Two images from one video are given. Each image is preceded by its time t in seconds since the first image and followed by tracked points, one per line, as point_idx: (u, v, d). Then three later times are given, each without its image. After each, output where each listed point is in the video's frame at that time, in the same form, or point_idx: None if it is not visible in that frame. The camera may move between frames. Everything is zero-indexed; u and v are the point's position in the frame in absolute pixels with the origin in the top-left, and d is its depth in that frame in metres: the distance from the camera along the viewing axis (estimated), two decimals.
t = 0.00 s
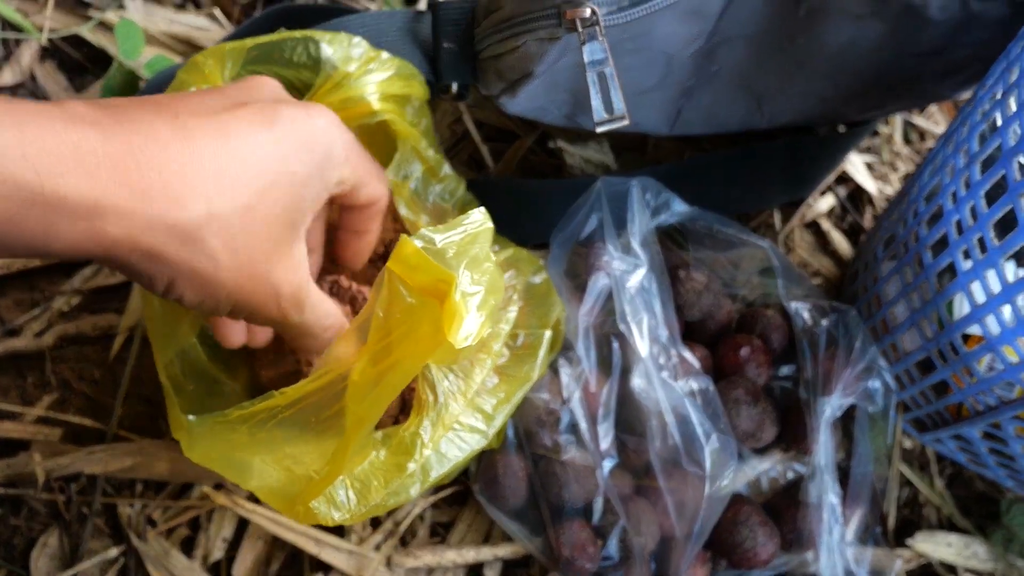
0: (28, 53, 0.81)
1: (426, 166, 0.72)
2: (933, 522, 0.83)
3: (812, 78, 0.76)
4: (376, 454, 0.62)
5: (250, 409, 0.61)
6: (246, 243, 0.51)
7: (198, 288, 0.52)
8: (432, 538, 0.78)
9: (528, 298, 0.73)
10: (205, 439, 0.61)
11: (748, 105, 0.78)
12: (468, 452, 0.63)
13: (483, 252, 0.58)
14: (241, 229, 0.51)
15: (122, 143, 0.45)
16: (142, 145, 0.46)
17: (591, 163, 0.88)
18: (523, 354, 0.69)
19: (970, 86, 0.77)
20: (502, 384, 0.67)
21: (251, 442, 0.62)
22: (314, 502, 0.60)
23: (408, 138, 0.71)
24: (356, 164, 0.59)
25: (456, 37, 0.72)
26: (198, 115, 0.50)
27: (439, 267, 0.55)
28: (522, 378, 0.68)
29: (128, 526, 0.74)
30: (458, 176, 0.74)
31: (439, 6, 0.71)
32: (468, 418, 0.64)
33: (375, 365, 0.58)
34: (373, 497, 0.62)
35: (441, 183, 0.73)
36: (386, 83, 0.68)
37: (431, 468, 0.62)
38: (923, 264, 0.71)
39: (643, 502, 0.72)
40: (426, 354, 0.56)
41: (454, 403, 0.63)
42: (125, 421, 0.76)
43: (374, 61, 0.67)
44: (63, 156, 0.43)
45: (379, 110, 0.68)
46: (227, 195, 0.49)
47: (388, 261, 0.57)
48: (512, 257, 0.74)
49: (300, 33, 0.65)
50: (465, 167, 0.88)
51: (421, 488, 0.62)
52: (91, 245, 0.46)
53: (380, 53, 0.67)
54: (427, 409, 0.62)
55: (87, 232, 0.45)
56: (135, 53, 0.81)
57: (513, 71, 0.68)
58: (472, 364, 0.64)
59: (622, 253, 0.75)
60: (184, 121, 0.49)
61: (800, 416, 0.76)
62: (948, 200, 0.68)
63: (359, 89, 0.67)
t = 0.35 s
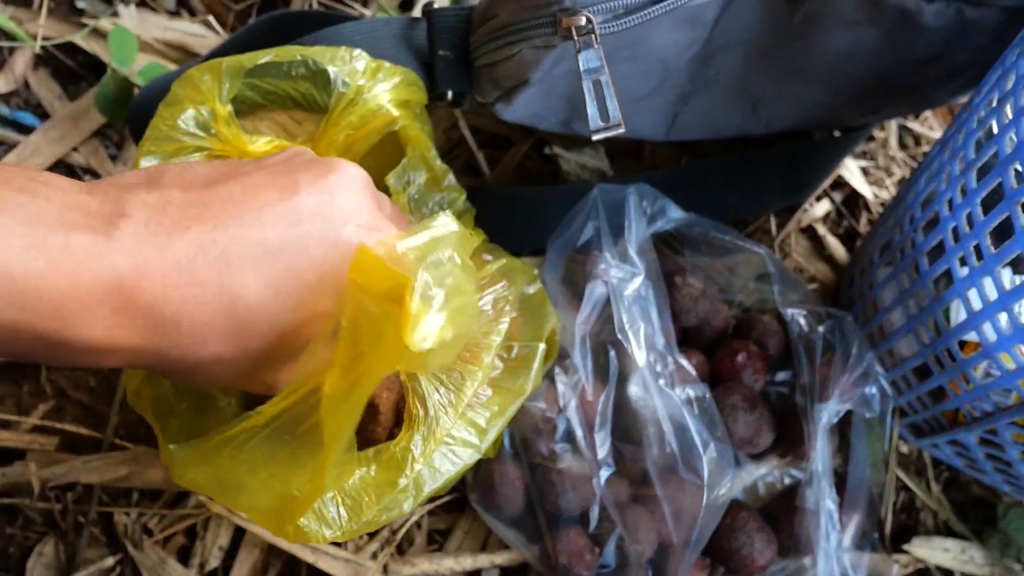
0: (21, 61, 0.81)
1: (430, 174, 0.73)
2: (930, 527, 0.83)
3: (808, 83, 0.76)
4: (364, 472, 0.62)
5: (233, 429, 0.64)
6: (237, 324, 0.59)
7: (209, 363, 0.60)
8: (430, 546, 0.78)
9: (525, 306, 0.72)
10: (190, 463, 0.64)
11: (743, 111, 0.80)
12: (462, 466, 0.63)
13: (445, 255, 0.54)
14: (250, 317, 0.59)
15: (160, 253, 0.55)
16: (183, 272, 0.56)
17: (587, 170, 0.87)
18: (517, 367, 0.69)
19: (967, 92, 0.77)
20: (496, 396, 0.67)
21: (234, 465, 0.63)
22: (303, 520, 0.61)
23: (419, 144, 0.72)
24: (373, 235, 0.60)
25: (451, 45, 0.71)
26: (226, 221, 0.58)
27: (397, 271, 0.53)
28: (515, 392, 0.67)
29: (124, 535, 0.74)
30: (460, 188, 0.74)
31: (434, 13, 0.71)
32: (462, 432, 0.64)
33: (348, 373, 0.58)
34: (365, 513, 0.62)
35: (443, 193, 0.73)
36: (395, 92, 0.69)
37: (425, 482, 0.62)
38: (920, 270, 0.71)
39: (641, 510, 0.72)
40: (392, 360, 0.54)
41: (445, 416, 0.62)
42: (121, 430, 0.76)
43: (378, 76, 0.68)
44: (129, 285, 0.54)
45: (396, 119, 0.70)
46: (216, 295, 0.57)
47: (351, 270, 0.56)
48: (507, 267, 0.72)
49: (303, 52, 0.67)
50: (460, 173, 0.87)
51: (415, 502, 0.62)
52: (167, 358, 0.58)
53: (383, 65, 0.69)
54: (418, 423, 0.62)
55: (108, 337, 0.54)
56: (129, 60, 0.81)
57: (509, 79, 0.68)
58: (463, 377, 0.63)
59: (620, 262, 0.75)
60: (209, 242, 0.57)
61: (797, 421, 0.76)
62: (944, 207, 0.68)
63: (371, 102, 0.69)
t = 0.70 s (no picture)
0: (24, 58, 0.81)
1: (419, 167, 0.72)
2: (926, 529, 0.83)
3: (807, 83, 0.77)
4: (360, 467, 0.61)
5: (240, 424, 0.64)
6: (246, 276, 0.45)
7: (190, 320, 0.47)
8: (427, 543, 0.78)
9: (519, 303, 0.73)
10: (191, 442, 0.63)
11: (741, 111, 0.80)
12: (455, 462, 0.63)
13: (468, 275, 0.63)
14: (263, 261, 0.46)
15: (182, 187, 0.41)
16: (211, 201, 0.42)
17: (586, 169, 0.87)
18: (509, 364, 0.69)
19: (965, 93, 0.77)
20: (489, 392, 0.67)
21: (231, 453, 0.63)
22: (297, 517, 0.60)
23: (403, 137, 0.70)
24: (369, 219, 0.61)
25: (451, 44, 0.72)
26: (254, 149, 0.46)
27: (427, 297, 0.62)
28: (509, 387, 0.68)
29: (122, 530, 0.74)
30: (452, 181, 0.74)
31: (433, 13, 0.72)
32: (454, 429, 0.64)
33: (361, 391, 0.64)
34: (357, 510, 0.61)
35: (433, 186, 0.73)
36: (383, 78, 0.68)
37: (415, 481, 0.62)
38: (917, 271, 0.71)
39: (637, 509, 0.72)
40: (411, 381, 0.62)
41: (437, 414, 0.61)
42: (120, 426, 0.77)
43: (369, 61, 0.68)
44: (172, 226, 0.40)
45: (374, 106, 0.68)
46: (251, 236, 0.44)
47: (376, 287, 0.64)
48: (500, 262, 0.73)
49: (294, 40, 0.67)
50: (459, 172, 0.88)
51: (406, 499, 0.62)
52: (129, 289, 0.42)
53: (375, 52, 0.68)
54: (409, 422, 0.61)
55: (69, 245, 0.38)
56: (130, 58, 0.81)
57: (508, 78, 0.68)
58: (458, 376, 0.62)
59: (619, 261, 0.76)
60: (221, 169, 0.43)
61: (794, 420, 0.76)
62: (941, 208, 0.68)
63: (353, 83, 0.67)
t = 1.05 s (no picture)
0: (31, 66, 0.82)
1: (421, 175, 0.73)
2: (926, 530, 0.84)
3: (805, 90, 0.77)
4: (373, 462, 0.64)
5: (249, 412, 0.64)
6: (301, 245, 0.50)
7: (225, 273, 0.46)
8: (430, 546, 0.79)
9: (525, 309, 0.73)
10: (202, 443, 0.63)
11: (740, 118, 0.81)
12: (464, 462, 0.64)
13: (474, 257, 0.52)
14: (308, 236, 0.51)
15: (200, 150, 0.41)
16: (257, 159, 0.44)
17: (586, 174, 0.88)
18: (520, 367, 0.70)
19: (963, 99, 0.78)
20: (499, 395, 0.68)
21: (243, 448, 0.63)
22: (309, 508, 0.61)
23: (400, 147, 0.72)
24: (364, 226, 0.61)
25: (454, 52, 0.73)
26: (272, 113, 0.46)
27: (425, 272, 0.51)
28: (518, 391, 0.69)
29: (128, 533, 0.74)
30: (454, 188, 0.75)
31: (436, 21, 0.73)
32: (465, 430, 0.65)
33: (368, 369, 0.58)
34: (369, 506, 0.63)
35: (435, 194, 0.74)
36: (382, 92, 0.69)
37: (427, 479, 0.64)
38: (915, 275, 0.72)
39: (639, 511, 0.72)
40: (414, 358, 0.54)
41: (451, 415, 0.64)
42: (126, 430, 0.77)
43: (370, 75, 0.68)
44: (195, 163, 0.41)
45: (371, 120, 0.69)
46: (268, 192, 0.45)
47: (380, 264, 0.54)
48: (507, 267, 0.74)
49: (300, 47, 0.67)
50: (462, 178, 0.89)
51: (416, 497, 0.64)
52: (96, 219, 0.39)
53: (378, 63, 0.69)
54: (424, 419, 0.64)
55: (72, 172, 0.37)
56: (136, 65, 0.81)
57: (509, 85, 0.69)
58: (470, 374, 0.65)
59: (619, 265, 0.76)
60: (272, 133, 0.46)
61: (795, 423, 0.77)
62: (938, 213, 0.68)
63: (352, 97, 0.68)
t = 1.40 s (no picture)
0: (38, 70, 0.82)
1: (425, 182, 0.73)
2: (932, 538, 0.84)
3: (812, 96, 0.77)
4: (377, 469, 0.64)
5: (253, 416, 0.62)
6: (273, 179, 0.52)
7: (215, 203, 0.48)
8: (434, 551, 0.79)
9: (533, 316, 0.73)
10: (209, 446, 0.62)
11: (747, 123, 0.81)
12: (468, 468, 0.65)
13: (481, 263, 0.54)
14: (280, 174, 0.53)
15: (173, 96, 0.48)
16: (197, 103, 0.49)
17: (593, 180, 0.87)
18: (525, 374, 0.70)
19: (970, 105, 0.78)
20: (503, 402, 0.68)
21: (249, 452, 0.63)
22: (313, 512, 0.62)
23: (405, 155, 0.71)
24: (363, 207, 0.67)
25: (460, 56, 0.73)
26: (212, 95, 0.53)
27: (432, 277, 0.53)
28: (523, 397, 0.69)
29: (133, 538, 0.74)
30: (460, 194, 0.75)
31: (442, 25, 0.72)
32: (470, 436, 0.65)
33: (375, 371, 0.58)
34: (373, 511, 0.64)
35: (441, 200, 0.74)
36: (384, 100, 0.69)
37: (431, 485, 0.64)
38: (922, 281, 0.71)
39: (644, 517, 0.72)
40: (418, 362, 0.54)
41: (456, 420, 0.65)
42: (131, 434, 0.77)
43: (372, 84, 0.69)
44: (143, 96, 0.45)
45: (373, 128, 0.69)
46: (239, 141, 0.50)
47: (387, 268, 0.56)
48: (514, 274, 0.74)
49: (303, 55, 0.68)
50: (467, 183, 0.89)
51: (420, 503, 0.64)
52: (68, 145, 0.42)
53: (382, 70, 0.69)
54: (429, 426, 0.64)
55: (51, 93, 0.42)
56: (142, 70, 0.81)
57: (516, 90, 0.69)
58: (474, 382, 0.65)
59: (625, 271, 0.76)
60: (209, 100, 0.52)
61: (801, 431, 0.76)
62: (946, 220, 0.68)
63: (355, 105, 0.68)
